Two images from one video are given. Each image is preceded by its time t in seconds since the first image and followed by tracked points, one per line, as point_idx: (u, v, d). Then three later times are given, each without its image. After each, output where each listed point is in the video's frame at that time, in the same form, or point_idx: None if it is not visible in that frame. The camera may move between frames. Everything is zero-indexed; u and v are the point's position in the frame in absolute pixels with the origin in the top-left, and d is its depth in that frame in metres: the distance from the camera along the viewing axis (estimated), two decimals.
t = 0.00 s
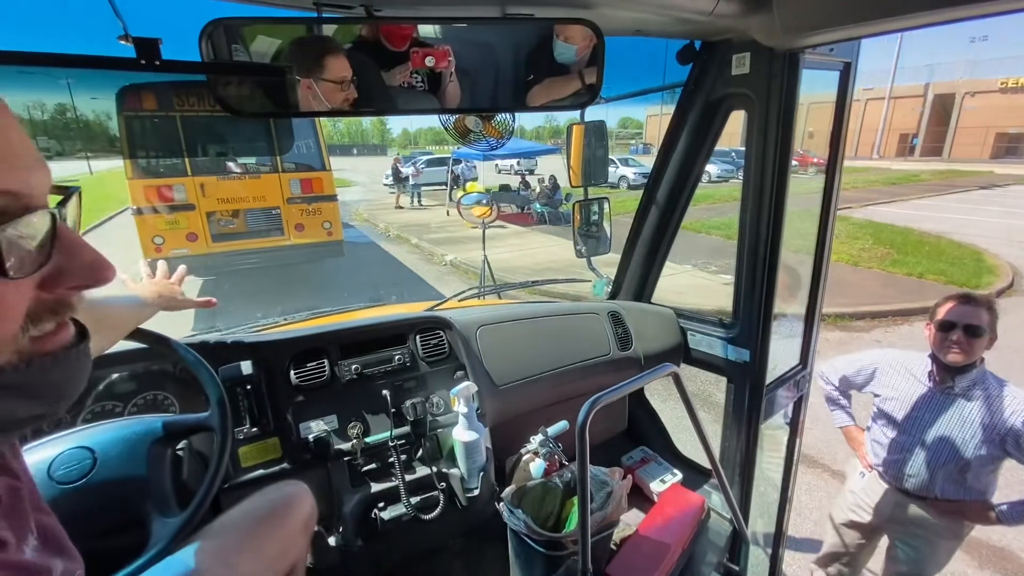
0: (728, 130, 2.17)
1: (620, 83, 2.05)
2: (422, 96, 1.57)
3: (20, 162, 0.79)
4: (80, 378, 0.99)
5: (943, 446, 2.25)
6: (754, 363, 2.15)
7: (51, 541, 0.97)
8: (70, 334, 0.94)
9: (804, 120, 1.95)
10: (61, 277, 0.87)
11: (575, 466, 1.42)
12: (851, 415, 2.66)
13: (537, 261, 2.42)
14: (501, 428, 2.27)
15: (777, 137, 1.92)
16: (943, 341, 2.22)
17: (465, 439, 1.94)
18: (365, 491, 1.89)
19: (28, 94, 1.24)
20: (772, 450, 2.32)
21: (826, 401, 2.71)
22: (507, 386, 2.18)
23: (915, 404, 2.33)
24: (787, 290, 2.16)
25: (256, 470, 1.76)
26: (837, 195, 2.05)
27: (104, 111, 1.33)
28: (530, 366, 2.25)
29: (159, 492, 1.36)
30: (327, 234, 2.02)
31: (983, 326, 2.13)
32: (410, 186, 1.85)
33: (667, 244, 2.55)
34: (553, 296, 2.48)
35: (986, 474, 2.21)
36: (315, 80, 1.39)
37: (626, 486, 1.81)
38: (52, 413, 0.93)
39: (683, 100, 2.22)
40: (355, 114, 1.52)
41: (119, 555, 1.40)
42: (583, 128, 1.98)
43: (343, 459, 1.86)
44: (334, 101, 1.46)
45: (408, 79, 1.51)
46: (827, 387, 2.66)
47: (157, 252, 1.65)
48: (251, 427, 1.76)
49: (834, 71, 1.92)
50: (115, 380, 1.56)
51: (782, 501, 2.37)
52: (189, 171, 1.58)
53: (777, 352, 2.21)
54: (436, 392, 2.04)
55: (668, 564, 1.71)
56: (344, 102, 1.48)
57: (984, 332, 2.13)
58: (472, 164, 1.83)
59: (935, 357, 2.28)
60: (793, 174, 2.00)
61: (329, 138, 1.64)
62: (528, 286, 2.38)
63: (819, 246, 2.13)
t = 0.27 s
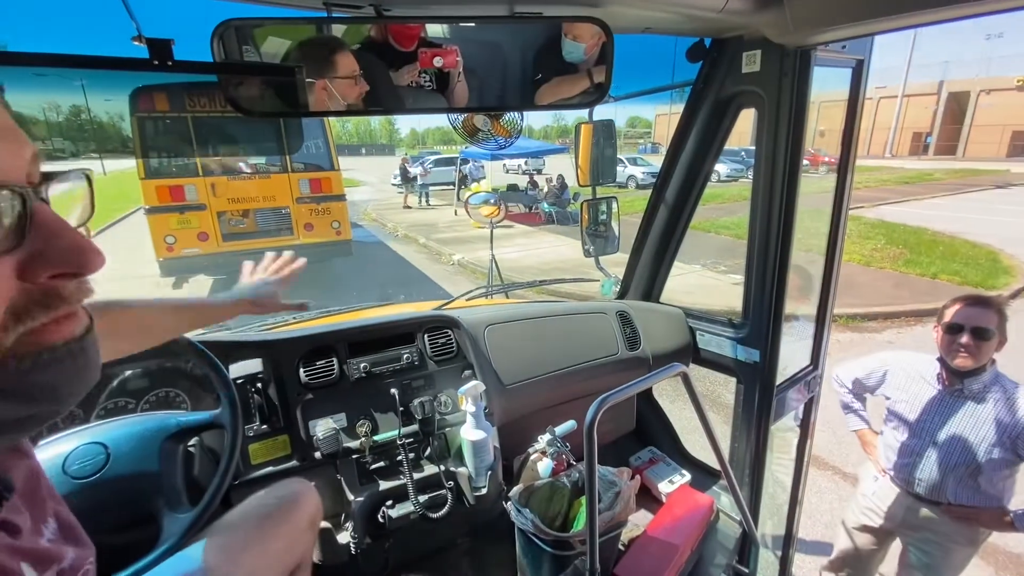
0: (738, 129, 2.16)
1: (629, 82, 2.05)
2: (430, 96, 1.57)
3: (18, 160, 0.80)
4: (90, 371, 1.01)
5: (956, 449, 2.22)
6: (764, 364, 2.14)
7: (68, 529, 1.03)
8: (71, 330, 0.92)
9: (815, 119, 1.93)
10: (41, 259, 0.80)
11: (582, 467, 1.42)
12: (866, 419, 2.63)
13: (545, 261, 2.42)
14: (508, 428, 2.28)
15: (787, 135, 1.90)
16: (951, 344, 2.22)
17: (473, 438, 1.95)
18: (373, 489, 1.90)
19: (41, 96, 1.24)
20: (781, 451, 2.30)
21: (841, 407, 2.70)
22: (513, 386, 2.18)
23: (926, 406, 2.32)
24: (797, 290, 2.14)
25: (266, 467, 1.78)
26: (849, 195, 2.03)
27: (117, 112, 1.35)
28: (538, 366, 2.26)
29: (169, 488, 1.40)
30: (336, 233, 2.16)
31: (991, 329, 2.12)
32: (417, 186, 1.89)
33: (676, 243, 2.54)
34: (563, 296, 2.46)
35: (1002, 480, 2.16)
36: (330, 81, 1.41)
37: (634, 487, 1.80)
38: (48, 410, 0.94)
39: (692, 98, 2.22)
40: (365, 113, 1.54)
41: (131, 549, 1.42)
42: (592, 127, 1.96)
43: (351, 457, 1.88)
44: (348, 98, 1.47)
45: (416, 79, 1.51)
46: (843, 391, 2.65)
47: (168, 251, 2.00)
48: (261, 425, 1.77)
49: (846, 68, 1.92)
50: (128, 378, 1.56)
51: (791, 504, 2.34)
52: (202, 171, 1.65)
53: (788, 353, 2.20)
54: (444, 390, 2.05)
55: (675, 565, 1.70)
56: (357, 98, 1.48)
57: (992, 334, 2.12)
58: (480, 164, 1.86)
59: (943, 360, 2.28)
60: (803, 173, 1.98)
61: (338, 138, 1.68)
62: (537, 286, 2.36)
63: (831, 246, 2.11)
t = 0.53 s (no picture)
0: (743, 128, 2.16)
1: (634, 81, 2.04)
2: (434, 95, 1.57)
3: (27, 166, 0.79)
4: (71, 385, 0.94)
5: (961, 449, 2.21)
6: (769, 363, 2.13)
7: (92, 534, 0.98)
8: (58, 344, 0.86)
9: (821, 118, 1.92)
10: (25, 270, 0.76)
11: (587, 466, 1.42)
12: (874, 421, 2.61)
13: (550, 261, 2.42)
14: (513, 427, 2.28)
15: (792, 134, 1.90)
16: (956, 345, 2.21)
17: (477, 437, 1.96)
18: (377, 488, 1.90)
19: (50, 97, 1.29)
20: (787, 451, 2.29)
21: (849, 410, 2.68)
22: (518, 386, 2.18)
23: (931, 406, 2.31)
24: (803, 290, 2.13)
25: (271, 465, 1.78)
26: (855, 195, 2.03)
27: (124, 113, 1.36)
28: (543, 365, 2.26)
29: (177, 485, 1.41)
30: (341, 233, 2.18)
31: (994, 329, 2.11)
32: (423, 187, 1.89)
33: (680, 242, 2.54)
34: (567, 296, 2.47)
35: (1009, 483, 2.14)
36: (334, 83, 1.41)
37: (638, 487, 1.80)
38: (31, 424, 0.86)
39: (697, 98, 2.22)
40: (368, 113, 1.52)
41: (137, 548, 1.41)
42: (596, 126, 1.96)
43: (355, 456, 1.89)
44: (352, 100, 1.46)
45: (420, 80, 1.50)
46: (849, 393, 2.64)
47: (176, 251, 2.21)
48: (266, 424, 1.78)
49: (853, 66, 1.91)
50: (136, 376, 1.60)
51: (796, 505, 2.33)
52: (207, 171, 1.62)
53: (793, 352, 2.19)
54: (448, 390, 2.05)
55: (680, 566, 1.70)
56: (360, 100, 1.47)
57: (996, 334, 2.11)
58: (484, 164, 1.86)
59: (947, 361, 2.27)
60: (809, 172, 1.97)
61: (342, 139, 1.66)
62: (541, 285, 2.37)
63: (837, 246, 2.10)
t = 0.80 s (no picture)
0: (746, 127, 2.15)
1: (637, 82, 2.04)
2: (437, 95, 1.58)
3: (39, 175, 0.71)
4: (64, 408, 0.76)
5: (968, 449, 2.20)
6: (772, 363, 2.12)
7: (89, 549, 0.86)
8: (52, 362, 0.71)
9: (825, 117, 1.91)
10: (23, 287, 0.65)
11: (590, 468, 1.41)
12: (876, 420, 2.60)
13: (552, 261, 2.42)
14: (515, 427, 2.28)
15: (795, 132, 1.89)
16: (964, 343, 2.20)
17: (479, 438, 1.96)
18: (380, 489, 1.90)
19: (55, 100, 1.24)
20: (790, 452, 2.28)
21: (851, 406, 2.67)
22: (519, 387, 2.18)
23: (936, 405, 2.30)
24: (807, 290, 2.13)
25: (275, 465, 1.78)
26: (859, 194, 2.02)
27: (128, 115, 1.36)
28: (544, 365, 2.26)
29: (178, 484, 1.42)
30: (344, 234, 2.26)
31: (1003, 328, 2.11)
32: (424, 186, 1.94)
33: (683, 241, 2.54)
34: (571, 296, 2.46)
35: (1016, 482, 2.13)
36: (343, 84, 1.43)
37: (642, 488, 1.80)
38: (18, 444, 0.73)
39: (700, 97, 2.21)
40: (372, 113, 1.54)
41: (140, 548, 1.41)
42: (598, 126, 1.96)
43: (358, 456, 1.89)
44: (359, 100, 1.48)
45: (422, 79, 1.52)
46: (850, 391, 2.64)
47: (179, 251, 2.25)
48: (269, 424, 1.80)
49: (856, 65, 1.90)
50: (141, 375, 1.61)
51: (800, 506, 2.32)
52: (213, 172, 1.65)
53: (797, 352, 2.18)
54: (451, 390, 2.05)
55: (684, 566, 1.70)
56: (367, 100, 1.49)
57: (1005, 332, 2.11)
58: (486, 164, 1.84)
59: (954, 359, 2.26)
60: (813, 172, 1.96)
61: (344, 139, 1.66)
62: (542, 285, 2.37)
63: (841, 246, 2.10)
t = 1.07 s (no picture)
0: (747, 126, 2.15)
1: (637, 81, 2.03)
2: (437, 95, 1.58)
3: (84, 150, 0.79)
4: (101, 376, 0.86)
5: (970, 445, 2.20)
6: (773, 362, 2.12)
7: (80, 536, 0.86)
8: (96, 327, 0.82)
9: (825, 116, 1.91)
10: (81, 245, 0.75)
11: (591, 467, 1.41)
12: (876, 418, 2.61)
13: (553, 261, 2.42)
14: (515, 427, 2.28)
15: (796, 130, 1.88)
16: (972, 341, 2.18)
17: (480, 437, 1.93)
18: (381, 489, 1.90)
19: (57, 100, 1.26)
20: (791, 451, 2.28)
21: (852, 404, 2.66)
22: (519, 387, 2.18)
23: (937, 403, 2.30)
24: (807, 289, 2.12)
25: (275, 466, 1.78)
26: (860, 193, 2.02)
27: (129, 115, 1.36)
28: (544, 365, 2.26)
29: (179, 485, 1.40)
30: (345, 234, 2.03)
31: (1012, 325, 2.07)
32: (424, 186, 1.91)
33: (684, 241, 2.54)
34: (571, 296, 2.46)
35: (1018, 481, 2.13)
36: (329, 84, 1.41)
37: (642, 487, 1.80)
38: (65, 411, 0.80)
39: (700, 96, 2.21)
40: (371, 113, 1.54)
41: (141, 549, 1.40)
42: (599, 126, 1.95)
43: (359, 456, 1.88)
44: (347, 105, 1.48)
45: (422, 79, 1.52)
46: (852, 389, 2.63)
47: (180, 253, 1.88)
48: (270, 424, 1.79)
49: (857, 64, 1.90)
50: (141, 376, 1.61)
51: (802, 506, 2.31)
52: (210, 171, 1.61)
53: (798, 351, 2.18)
54: (451, 390, 2.05)
55: (685, 566, 1.69)
56: (357, 107, 1.50)
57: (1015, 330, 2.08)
58: (487, 164, 1.85)
59: (961, 357, 2.25)
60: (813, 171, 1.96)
61: (345, 139, 1.66)
62: (542, 285, 2.37)
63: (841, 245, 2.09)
